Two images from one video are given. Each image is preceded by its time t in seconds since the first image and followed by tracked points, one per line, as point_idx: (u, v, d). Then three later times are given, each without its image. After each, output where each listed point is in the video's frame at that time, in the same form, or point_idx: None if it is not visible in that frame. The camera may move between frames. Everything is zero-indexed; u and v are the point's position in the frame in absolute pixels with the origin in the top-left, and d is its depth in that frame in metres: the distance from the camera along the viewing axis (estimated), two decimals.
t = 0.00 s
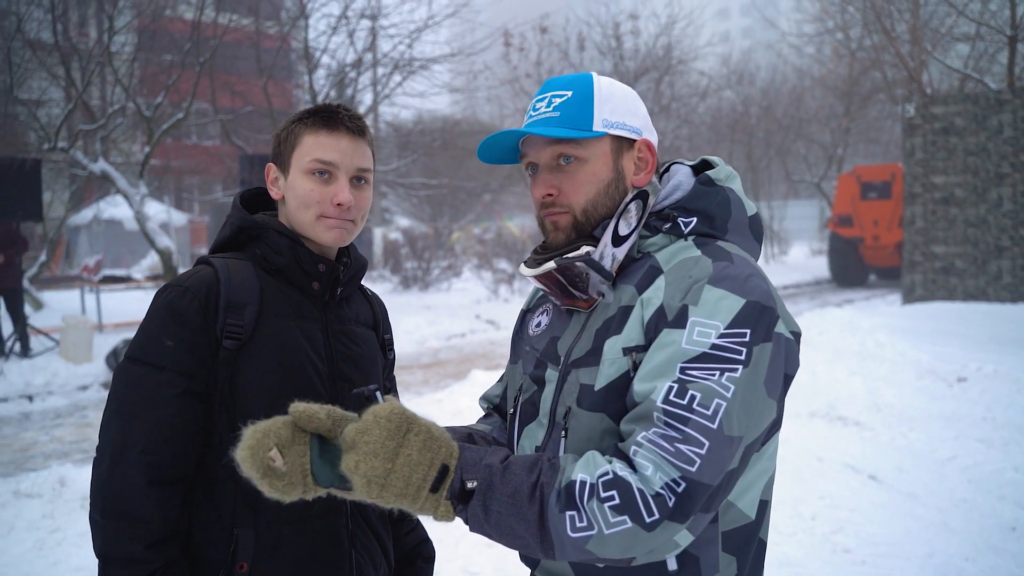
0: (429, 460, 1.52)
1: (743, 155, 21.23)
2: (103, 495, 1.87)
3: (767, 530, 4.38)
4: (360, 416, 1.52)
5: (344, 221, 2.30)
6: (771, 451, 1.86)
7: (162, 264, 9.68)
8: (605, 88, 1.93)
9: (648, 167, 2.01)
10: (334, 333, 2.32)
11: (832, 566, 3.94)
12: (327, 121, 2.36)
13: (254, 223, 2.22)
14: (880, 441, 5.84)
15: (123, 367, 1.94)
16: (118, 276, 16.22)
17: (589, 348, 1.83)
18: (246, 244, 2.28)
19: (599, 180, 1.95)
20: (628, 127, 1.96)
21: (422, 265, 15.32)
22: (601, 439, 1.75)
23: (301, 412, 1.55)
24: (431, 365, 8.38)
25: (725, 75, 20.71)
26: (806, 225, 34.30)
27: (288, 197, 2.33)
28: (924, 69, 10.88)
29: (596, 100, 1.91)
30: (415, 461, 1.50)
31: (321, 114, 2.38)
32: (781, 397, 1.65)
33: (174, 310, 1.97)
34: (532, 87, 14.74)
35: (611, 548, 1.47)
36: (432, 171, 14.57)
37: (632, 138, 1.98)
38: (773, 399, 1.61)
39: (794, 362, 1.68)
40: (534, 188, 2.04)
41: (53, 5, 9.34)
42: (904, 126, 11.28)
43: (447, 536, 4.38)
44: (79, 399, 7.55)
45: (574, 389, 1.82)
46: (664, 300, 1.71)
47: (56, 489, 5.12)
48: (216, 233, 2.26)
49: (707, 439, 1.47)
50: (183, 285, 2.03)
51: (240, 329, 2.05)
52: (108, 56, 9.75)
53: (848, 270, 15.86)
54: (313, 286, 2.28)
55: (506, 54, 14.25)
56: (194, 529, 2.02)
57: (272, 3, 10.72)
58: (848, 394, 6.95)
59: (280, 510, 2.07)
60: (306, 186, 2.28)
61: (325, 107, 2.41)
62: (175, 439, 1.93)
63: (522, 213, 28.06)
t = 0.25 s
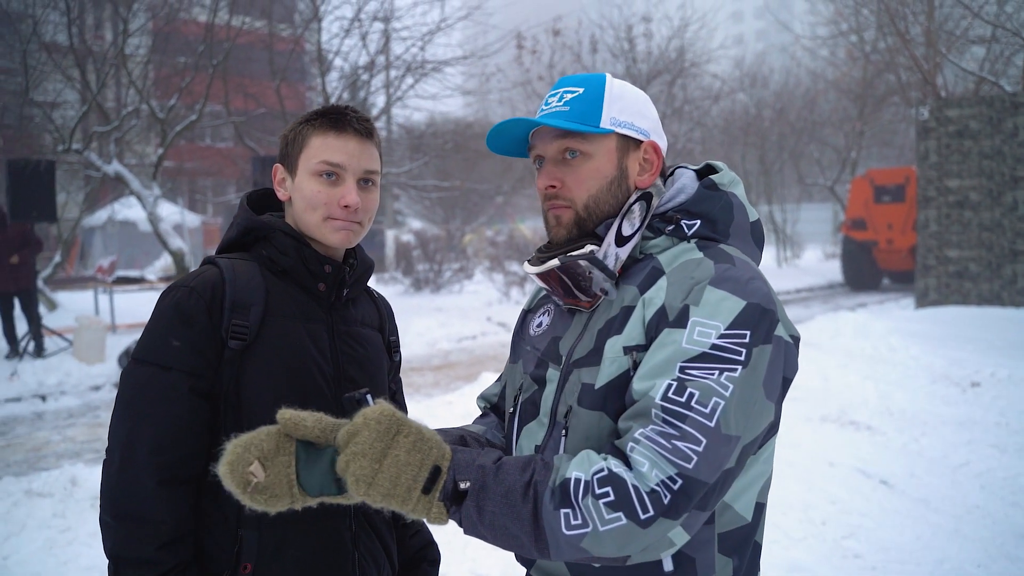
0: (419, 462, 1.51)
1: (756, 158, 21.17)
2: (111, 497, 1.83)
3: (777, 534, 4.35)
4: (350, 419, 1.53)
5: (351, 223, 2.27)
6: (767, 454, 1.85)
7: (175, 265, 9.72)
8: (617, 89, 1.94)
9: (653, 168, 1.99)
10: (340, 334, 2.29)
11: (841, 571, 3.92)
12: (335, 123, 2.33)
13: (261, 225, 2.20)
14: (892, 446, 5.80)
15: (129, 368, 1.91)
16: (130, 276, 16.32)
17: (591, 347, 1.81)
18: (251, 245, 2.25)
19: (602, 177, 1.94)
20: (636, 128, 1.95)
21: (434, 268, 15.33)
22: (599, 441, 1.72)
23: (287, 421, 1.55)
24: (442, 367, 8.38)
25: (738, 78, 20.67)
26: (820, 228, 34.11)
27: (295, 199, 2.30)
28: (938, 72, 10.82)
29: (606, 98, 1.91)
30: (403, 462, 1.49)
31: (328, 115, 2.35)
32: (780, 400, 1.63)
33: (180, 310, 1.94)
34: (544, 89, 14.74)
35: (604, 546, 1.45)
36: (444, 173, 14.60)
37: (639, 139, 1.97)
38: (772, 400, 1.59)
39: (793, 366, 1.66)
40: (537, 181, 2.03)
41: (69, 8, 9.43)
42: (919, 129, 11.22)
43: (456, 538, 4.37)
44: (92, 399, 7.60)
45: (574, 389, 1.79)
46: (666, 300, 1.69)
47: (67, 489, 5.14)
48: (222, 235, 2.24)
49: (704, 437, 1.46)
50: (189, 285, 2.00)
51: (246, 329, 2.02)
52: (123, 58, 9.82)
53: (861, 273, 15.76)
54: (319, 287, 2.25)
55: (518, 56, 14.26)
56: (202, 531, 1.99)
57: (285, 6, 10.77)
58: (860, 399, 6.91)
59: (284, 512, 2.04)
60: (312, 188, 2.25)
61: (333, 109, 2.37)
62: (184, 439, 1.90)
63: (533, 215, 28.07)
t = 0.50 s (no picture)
0: (384, 448, 1.52)
1: (765, 158, 21.12)
2: (115, 495, 1.82)
3: (782, 535, 4.34)
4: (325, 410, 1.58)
5: (355, 222, 2.21)
6: (754, 461, 1.83)
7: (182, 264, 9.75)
8: (602, 88, 1.95)
9: (631, 168, 1.95)
10: (343, 334, 2.24)
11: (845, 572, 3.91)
12: (340, 121, 2.27)
13: (264, 223, 2.15)
14: (898, 448, 5.78)
15: (133, 367, 1.88)
16: (137, 274, 16.37)
17: (582, 344, 1.78)
18: (255, 243, 2.20)
19: (575, 175, 1.98)
20: (614, 126, 1.93)
21: (441, 267, 15.34)
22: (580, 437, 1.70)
23: (267, 443, 1.59)
24: (448, 367, 8.39)
25: (746, 78, 20.63)
26: (828, 229, 34.00)
27: (299, 197, 2.24)
28: (947, 73, 10.79)
29: (587, 97, 1.95)
30: (366, 447, 1.51)
31: (333, 112, 2.28)
32: (765, 405, 1.60)
33: (184, 308, 1.90)
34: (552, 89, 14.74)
35: (567, 540, 1.44)
36: (451, 173, 14.60)
37: (618, 137, 1.94)
38: (755, 406, 1.56)
39: (781, 373, 1.64)
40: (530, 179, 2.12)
41: (78, 7, 9.47)
42: (928, 130, 11.18)
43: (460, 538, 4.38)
44: (99, 397, 7.63)
45: (566, 384, 1.77)
46: (654, 298, 1.67)
47: (73, 486, 5.15)
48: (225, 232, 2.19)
49: (676, 435, 1.44)
50: (191, 283, 1.96)
51: (249, 328, 1.97)
52: (132, 58, 9.86)
53: (869, 274, 15.70)
54: (322, 286, 2.21)
55: (526, 56, 14.26)
56: (206, 529, 1.97)
57: (293, 6, 10.79)
58: (867, 400, 6.89)
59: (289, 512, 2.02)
60: (317, 186, 2.19)
61: (338, 106, 2.31)
62: (187, 439, 1.88)
63: (540, 215, 28.06)
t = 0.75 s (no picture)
0: (372, 441, 1.58)
1: (771, 158, 21.09)
2: (120, 494, 1.81)
3: (786, 536, 4.33)
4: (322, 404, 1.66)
5: (360, 217, 2.20)
6: (747, 467, 1.73)
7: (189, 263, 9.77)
8: (602, 86, 1.92)
9: (624, 165, 1.89)
10: (346, 332, 2.24)
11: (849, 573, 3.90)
12: (342, 118, 2.26)
13: (269, 221, 2.15)
14: (903, 449, 5.76)
15: (138, 364, 1.88)
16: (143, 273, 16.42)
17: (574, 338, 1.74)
18: (259, 242, 2.20)
19: (572, 173, 1.97)
20: (608, 123, 1.89)
21: (447, 266, 15.35)
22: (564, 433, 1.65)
23: (269, 426, 1.64)
24: (453, 366, 8.40)
25: (752, 77, 20.61)
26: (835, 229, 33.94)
27: (302, 194, 2.23)
28: (955, 72, 10.76)
29: (584, 95, 1.93)
30: (357, 439, 1.57)
31: (335, 110, 2.28)
32: (756, 408, 1.53)
33: (188, 306, 1.90)
34: (558, 89, 14.74)
35: (541, 540, 1.43)
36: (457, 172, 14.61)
37: (612, 134, 1.89)
38: (742, 409, 1.49)
39: (775, 375, 1.56)
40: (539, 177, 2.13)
41: (85, 7, 9.50)
42: (935, 130, 11.14)
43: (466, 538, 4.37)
44: (105, 395, 7.65)
45: (557, 377, 1.74)
46: (642, 295, 1.61)
47: (79, 484, 5.16)
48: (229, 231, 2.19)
49: (653, 437, 1.40)
50: (196, 281, 1.96)
51: (253, 326, 1.97)
52: (138, 57, 9.88)
53: (875, 274, 15.67)
54: (326, 284, 2.20)
55: (532, 55, 14.25)
56: (208, 528, 1.96)
57: (300, 5, 10.81)
58: (872, 401, 6.87)
59: (291, 511, 2.00)
60: (321, 183, 2.19)
61: (340, 104, 2.30)
62: (191, 436, 1.87)
63: (546, 215, 28.08)
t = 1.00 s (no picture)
0: (376, 437, 1.59)
1: (777, 158, 21.04)
2: (128, 493, 1.82)
3: (792, 536, 4.33)
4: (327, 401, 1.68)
5: (366, 215, 2.20)
6: (751, 473, 1.71)
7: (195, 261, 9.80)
8: (613, 83, 1.93)
9: (631, 161, 1.88)
10: (351, 330, 2.23)
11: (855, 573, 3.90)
12: (347, 116, 2.25)
13: (273, 220, 2.15)
14: (910, 449, 5.75)
15: (144, 363, 1.88)
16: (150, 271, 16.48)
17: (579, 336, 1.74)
18: (264, 240, 2.20)
19: (582, 170, 1.97)
20: (617, 120, 1.89)
21: (454, 266, 15.35)
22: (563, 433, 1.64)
23: (274, 433, 1.65)
24: (459, 365, 8.41)
25: (759, 77, 20.57)
26: (842, 229, 33.87)
27: (308, 193, 2.23)
28: (962, 72, 10.71)
29: (594, 94, 1.95)
30: (361, 437, 1.59)
31: (340, 108, 2.27)
32: (757, 414, 1.50)
33: (194, 306, 1.89)
34: (565, 88, 14.73)
35: (533, 540, 1.42)
36: (464, 171, 14.61)
37: (620, 130, 1.89)
38: (742, 413, 1.47)
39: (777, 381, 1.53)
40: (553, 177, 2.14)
41: (93, 6, 9.53)
42: (942, 129, 11.10)
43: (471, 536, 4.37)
44: (112, 393, 7.68)
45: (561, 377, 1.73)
46: (644, 295, 1.60)
47: (86, 481, 5.17)
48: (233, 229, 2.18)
49: (648, 439, 1.38)
50: (202, 280, 1.95)
51: (260, 324, 1.97)
52: (146, 56, 9.92)
53: (881, 275, 15.62)
54: (331, 282, 2.20)
55: (538, 55, 14.26)
56: (215, 527, 1.96)
57: (306, 4, 10.82)
58: (879, 401, 6.86)
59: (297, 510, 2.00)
60: (326, 180, 2.17)
61: (344, 101, 2.29)
62: (198, 435, 1.87)
63: (552, 214, 28.07)
